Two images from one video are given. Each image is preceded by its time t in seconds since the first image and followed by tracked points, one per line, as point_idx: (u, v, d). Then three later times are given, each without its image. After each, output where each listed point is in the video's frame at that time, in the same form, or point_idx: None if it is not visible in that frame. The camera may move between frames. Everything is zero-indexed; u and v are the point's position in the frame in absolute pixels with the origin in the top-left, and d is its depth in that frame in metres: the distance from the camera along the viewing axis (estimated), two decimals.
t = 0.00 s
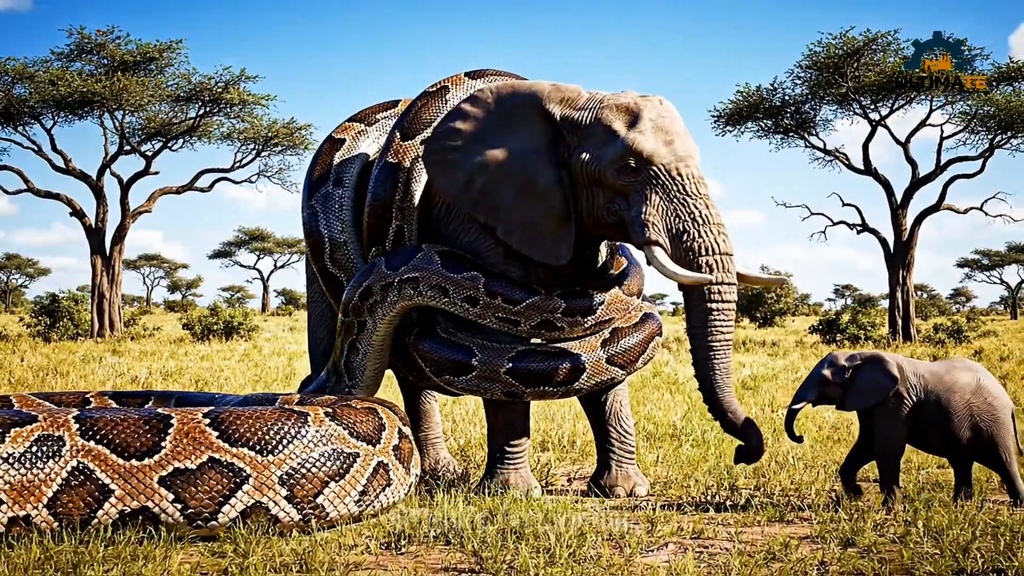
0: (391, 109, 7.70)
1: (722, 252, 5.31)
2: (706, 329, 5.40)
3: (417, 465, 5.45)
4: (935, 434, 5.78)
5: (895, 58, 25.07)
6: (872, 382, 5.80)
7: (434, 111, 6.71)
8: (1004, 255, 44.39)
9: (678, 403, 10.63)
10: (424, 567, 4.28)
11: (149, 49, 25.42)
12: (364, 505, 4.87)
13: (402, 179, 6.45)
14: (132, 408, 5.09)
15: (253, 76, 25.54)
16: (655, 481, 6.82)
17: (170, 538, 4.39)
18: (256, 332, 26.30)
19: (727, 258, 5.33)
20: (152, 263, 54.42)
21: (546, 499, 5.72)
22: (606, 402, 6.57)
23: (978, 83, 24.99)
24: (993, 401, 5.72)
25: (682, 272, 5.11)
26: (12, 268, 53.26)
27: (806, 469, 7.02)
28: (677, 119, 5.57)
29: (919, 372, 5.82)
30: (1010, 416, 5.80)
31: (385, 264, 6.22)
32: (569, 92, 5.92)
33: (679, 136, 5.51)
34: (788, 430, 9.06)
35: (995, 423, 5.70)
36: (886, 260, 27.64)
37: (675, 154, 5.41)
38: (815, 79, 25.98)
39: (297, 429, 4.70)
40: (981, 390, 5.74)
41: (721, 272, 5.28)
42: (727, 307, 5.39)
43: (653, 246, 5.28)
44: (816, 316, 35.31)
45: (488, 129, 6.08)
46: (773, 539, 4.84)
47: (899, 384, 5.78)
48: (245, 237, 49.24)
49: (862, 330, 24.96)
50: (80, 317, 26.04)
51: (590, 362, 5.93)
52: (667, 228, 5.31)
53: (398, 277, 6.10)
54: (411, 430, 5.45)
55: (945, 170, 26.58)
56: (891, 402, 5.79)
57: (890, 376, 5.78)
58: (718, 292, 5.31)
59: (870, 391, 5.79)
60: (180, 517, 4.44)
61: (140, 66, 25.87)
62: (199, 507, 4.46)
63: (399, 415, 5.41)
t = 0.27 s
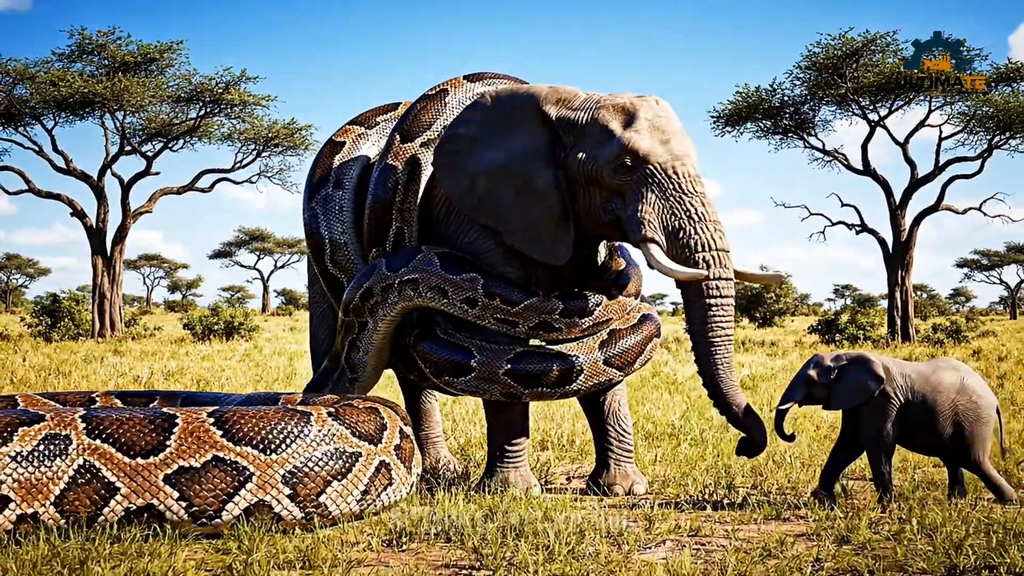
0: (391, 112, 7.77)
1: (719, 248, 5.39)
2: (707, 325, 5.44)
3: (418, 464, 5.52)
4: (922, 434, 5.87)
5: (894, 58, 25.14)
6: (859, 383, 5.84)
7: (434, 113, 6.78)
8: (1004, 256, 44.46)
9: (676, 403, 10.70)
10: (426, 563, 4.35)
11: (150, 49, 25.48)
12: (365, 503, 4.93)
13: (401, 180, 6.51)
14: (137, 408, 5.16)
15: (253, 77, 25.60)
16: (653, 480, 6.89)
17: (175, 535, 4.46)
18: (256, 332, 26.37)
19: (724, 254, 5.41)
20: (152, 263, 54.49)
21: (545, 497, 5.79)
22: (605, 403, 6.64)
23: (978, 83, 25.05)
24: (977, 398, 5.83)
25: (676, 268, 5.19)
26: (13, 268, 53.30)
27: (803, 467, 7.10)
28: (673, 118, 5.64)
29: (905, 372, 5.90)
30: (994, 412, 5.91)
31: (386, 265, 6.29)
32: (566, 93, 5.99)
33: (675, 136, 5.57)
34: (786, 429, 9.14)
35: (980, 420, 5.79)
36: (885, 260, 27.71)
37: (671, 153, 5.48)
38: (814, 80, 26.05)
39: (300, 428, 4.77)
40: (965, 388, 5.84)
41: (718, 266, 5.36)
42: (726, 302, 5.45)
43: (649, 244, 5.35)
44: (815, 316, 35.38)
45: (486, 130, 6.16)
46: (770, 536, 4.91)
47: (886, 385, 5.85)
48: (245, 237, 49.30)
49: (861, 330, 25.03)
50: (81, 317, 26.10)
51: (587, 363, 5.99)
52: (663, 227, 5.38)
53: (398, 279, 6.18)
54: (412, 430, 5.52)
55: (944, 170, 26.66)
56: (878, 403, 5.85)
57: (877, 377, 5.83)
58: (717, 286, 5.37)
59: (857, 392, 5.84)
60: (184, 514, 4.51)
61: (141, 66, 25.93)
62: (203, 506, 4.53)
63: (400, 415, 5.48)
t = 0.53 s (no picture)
0: (392, 114, 7.85)
1: (713, 251, 5.40)
2: (703, 326, 5.39)
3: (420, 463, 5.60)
4: (904, 433, 5.90)
5: (893, 60, 25.21)
6: (838, 384, 5.92)
7: (434, 115, 6.85)
8: (1003, 256, 44.57)
9: (675, 402, 10.78)
10: (428, 559, 4.44)
11: (151, 50, 25.58)
12: (367, 501, 5.01)
13: (401, 181, 6.59)
14: (142, 407, 5.25)
15: (254, 78, 25.70)
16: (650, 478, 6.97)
17: (180, 532, 4.53)
18: (257, 332, 26.44)
19: (718, 257, 5.41)
20: (153, 263, 54.59)
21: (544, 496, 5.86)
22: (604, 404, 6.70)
23: (977, 84, 25.13)
24: (958, 396, 5.83)
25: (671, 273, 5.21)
26: (13, 268, 53.38)
27: (799, 466, 7.18)
28: (670, 122, 5.70)
29: (885, 372, 5.93)
30: (976, 411, 5.90)
31: (387, 267, 6.36)
32: (565, 96, 6.07)
33: (671, 139, 5.64)
34: (783, 428, 9.22)
35: (961, 418, 5.79)
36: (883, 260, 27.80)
37: (666, 157, 5.53)
38: (813, 81, 26.13)
39: (302, 428, 4.84)
40: (945, 386, 5.85)
41: (712, 270, 5.35)
42: (722, 305, 5.41)
43: (642, 247, 5.40)
44: (814, 317, 35.46)
45: (484, 132, 6.24)
46: (764, 533, 4.99)
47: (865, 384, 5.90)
48: (245, 237, 49.39)
49: (859, 330, 25.11)
50: (83, 317, 26.19)
51: (585, 364, 6.07)
52: (657, 229, 5.42)
53: (399, 281, 6.25)
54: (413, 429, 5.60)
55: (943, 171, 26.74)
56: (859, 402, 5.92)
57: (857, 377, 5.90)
58: (711, 289, 5.33)
59: (836, 393, 5.92)
60: (189, 512, 4.59)
61: (142, 67, 26.01)
62: (207, 505, 4.61)
63: (401, 414, 5.55)
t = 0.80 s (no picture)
0: (393, 115, 7.91)
1: (705, 260, 5.51)
2: (692, 335, 5.55)
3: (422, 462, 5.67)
4: (889, 429, 6.00)
5: (892, 60, 25.30)
6: (821, 384, 6.00)
7: (434, 118, 6.92)
8: (1002, 256, 44.65)
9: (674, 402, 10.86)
10: (429, 556, 4.51)
11: (151, 51, 25.65)
12: (369, 499, 5.08)
13: (401, 182, 6.66)
14: (147, 407, 5.31)
15: (255, 79, 25.77)
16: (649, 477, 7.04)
17: (185, 530, 4.60)
18: (257, 332, 26.49)
19: (709, 267, 5.52)
20: (153, 263, 54.63)
21: (543, 494, 5.92)
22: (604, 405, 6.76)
23: (976, 84, 25.18)
24: (940, 391, 5.91)
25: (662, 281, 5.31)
26: (14, 268, 53.43)
27: (796, 465, 7.26)
28: (667, 128, 5.76)
29: (867, 371, 6.03)
30: (959, 406, 5.98)
31: (387, 268, 6.43)
32: (564, 99, 6.13)
33: (667, 146, 5.70)
34: (781, 427, 9.29)
35: (943, 414, 5.88)
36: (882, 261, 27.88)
37: (661, 164, 5.60)
38: (812, 82, 26.20)
39: (305, 427, 4.90)
40: (928, 382, 5.93)
41: (703, 280, 5.48)
42: (711, 315, 5.56)
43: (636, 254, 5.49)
44: (813, 317, 35.54)
45: (485, 133, 6.30)
46: (760, 531, 5.06)
47: (849, 383, 6.00)
48: (245, 237, 49.45)
49: (858, 330, 25.17)
50: (83, 317, 26.25)
51: (584, 364, 6.13)
52: (652, 236, 5.50)
53: (400, 282, 6.31)
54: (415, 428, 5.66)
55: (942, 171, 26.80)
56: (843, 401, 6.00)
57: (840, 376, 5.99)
58: (700, 300, 5.48)
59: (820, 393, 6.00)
60: (193, 509, 4.65)
61: (143, 68, 26.08)
62: (211, 503, 4.68)
63: (403, 414, 5.62)
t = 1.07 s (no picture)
0: (395, 116, 7.98)
1: (696, 270, 5.60)
2: (680, 342, 5.69)
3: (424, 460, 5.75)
4: (872, 427, 6.08)
5: (890, 61, 25.36)
6: (808, 379, 6.08)
7: (436, 120, 6.99)
8: (1001, 256, 44.73)
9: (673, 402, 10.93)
10: (431, 553, 4.59)
11: (153, 52, 25.73)
12: (371, 496, 5.15)
13: (402, 183, 6.74)
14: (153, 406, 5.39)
15: (256, 80, 25.84)
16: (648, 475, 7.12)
17: (190, 527, 4.68)
18: (258, 332, 26.55)
19: (700, 277, 5.61)
20: (153, 263, 54.68)
21: (543, 492, 5.98)
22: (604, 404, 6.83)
23: (976, 85, 25.22)
24: (923, 391, 6.00)
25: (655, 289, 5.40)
26: (14, 268, 53.49)
27: (793, 464, 7.34)
28: (664, 135, 5.83)
29: (852, 370, 6.11)
30: (943, 405, 6.07)
31: (389, 269, 6.50)
32: (564, 103, 6.20)
33: (664, 152, 5.76)
34: (780, 427, 9.37)
35: (927, 414, 5.97)
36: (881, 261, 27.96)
37: (657, 171, 5.67)
38: (811, 82, 26.27)
39: (308, 425, 4.98)
40: (911, 382, 6.01)
41: (693, 290, 5.58)
42: (699, 324, 5.67)
43: (629, 260, 5.57)
44: (813, 317, 35.61)
45: (486, 133, 6.36)
46: (757, 528, 5.13)
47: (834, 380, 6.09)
48: (246, 237, 49.51)
49: (857, 331, 25.23)
50: (84, 317, 26.31)
51: (584, 364, 6.21)
52: (645, 242, 5.57)
53: (401, 282, 6.39)
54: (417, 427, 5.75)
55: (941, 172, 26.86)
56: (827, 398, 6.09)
57: (825, 372, 6.07)
58: (689, 310, 5.59)
59: (806, 388, 6.07)
60: (197, 507, 4.73)
61: (144, 68, 26.15)
62: (216, 500, 4.75)
63: (406, 413, 5.70)
